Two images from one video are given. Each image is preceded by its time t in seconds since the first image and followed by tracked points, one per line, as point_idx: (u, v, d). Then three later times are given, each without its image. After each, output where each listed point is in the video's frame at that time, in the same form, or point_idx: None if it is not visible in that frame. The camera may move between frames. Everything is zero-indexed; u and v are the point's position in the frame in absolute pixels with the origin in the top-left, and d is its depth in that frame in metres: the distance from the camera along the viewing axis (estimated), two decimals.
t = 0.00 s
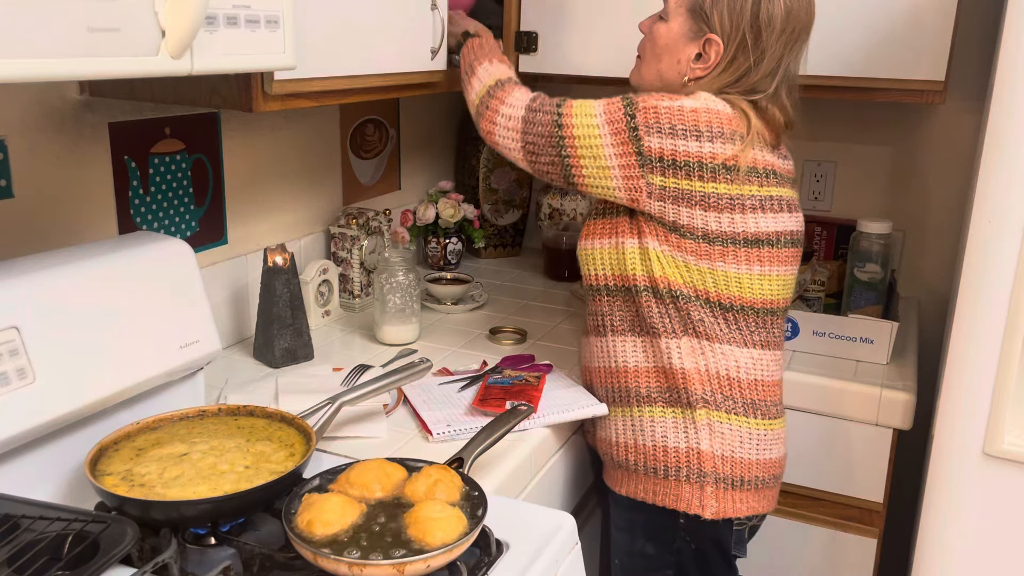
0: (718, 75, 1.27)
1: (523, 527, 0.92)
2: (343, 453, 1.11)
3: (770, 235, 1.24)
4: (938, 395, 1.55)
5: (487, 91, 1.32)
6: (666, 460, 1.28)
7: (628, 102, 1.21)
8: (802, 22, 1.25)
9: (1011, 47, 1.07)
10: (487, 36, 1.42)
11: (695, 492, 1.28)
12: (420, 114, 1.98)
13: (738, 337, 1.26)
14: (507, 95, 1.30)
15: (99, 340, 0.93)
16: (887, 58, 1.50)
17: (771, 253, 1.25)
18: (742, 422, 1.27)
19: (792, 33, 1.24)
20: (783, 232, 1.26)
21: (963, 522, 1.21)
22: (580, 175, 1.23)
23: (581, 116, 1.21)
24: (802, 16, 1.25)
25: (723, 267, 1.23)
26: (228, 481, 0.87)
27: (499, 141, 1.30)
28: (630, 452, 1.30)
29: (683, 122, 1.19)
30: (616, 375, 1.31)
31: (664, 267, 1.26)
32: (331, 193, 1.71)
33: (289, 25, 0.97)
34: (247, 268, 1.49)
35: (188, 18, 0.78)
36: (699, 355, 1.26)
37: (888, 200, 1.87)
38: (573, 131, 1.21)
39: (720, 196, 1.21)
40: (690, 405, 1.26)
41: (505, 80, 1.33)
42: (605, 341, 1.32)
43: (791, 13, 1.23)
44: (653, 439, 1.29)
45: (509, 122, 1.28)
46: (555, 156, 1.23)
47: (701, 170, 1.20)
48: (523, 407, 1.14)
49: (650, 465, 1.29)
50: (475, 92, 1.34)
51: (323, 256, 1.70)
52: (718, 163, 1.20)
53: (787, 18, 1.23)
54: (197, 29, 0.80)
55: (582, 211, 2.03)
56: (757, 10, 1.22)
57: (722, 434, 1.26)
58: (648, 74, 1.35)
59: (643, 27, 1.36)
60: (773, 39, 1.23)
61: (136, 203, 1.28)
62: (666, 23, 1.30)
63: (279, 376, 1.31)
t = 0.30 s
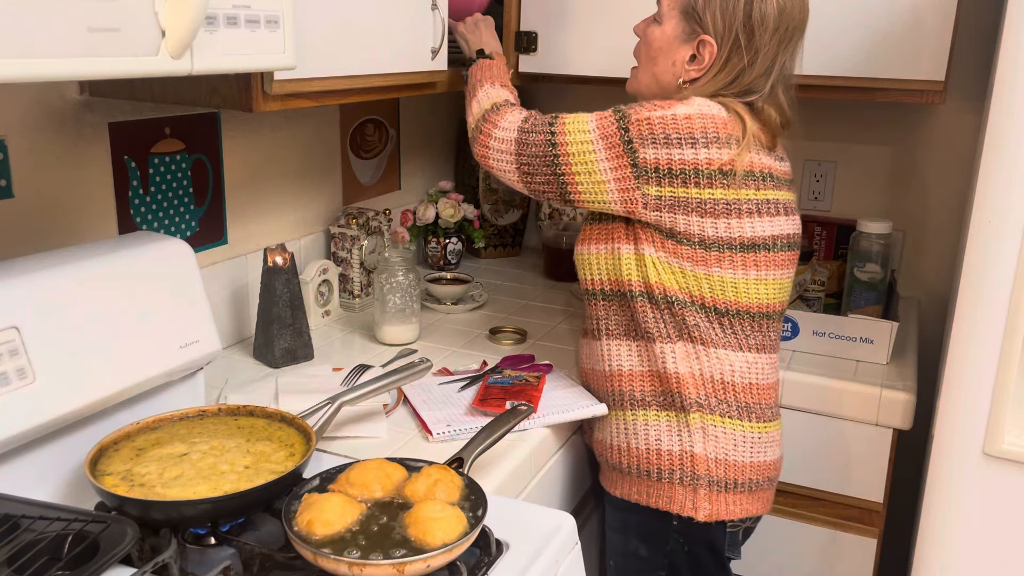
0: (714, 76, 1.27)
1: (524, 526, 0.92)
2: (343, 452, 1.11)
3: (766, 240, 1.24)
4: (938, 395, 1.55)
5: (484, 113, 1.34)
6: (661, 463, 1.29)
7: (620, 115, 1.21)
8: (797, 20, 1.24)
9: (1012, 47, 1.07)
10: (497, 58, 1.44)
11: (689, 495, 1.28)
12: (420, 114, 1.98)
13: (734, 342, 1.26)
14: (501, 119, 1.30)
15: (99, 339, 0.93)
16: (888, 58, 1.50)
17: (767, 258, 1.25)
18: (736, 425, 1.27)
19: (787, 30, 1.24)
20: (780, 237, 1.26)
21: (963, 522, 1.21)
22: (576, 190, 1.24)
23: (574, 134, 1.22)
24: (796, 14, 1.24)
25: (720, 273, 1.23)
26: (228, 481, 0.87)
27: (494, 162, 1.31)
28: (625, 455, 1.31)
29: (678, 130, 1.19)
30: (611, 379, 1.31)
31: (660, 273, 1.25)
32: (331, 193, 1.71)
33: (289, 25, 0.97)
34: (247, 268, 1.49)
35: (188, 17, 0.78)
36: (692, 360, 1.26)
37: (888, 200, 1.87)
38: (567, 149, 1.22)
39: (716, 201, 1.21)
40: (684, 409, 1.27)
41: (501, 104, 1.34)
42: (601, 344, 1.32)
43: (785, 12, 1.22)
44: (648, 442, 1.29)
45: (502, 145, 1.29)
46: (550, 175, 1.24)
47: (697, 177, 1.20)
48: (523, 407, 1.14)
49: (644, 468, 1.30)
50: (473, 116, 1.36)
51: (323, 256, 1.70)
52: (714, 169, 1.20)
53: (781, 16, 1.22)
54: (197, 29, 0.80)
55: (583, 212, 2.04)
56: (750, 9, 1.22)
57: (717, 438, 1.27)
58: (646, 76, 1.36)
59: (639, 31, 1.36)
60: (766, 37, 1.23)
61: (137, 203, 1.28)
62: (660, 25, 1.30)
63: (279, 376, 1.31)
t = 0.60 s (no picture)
0: (713, 77, 1.27)
1: (524, 527, 0.92)
2: (342, 452, 1.11)
3: (763, 238, 1.24)
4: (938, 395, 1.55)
5: (483, 100, 1.33)
6: (658, 463, 1.29)
7: (620, 106, 1.21)
8: (795, 19, 1.24)
9: (1012, 47, 1.07)
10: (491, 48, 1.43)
11: (685, 496, 1.28)
12: (420, 114, 1.98)
13: (731, 341, 1.26)
14: (500, 105, 1.30)
15: (99, 339, 0.93)
16: (888, 57, 1.50)
17: (764, 256, 1.24)
18: (732, 426, 1.27)
19: (786, 29, 1.24)
20: (777, 235, 1.25)
21: (963, 521, 1.21)
22: (574, 178, 1.23)
23: (574, 122, 1.22)
24: (794, 14, 1.24)
25: (716, 269, 1.23)
26: (228, 481, 0.87)
27: (493, 148, 1.30)
28: (622, 455, 1.31)
29: (675, 124, 1.19)
30: (609, 377, 1.32)
31: (658, 268, 1.26)
32: (331, 193, 1.71)
33: (289, 25, 0.97)
34: (247, 268, 1.48)
35: (188, 17, 0.78)
36: (690, 358, 1.26)
37: (888, 200, 1.87)
38: (566, 136, 1.22)
39: (712, 197, 1.21)
40: (681, 408, 1.27)
41: (500, 91, 1.34)
42: (599, 342, 1.33)
43: (782, 12, 1.23)
44: (645, 442, 1.29)
45: (503, 131, 1.28)
46: (548, 161, 1.24)
47: (694, 172, 1.20)
48: (523, 407, 1.14)
49: (640, 469, 1.30)
50: (472, 102, 1.35)
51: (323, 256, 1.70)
52: (710, 165, 1.20)
53: (779, 16, 1.22)
54: (197, 29, 0.80)
55: (582, 212, 2.03)
56: (749, 9, 1.22)
57: (713, 438, 1.27)
58: (646, 80, 1.36)
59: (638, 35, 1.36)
60: (765, 37, 1.23)
61: (137, 203, 1.28)
62: (659, 28, 1.30)
63: (279, 376, 1.31)
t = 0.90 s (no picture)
0: (713, 75, 1.27)
1: (524, 527, 0.92)
2: (342, 453, 1.11)
3: (756, 234, 1.23)
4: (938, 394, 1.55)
5: (490, 67, 1.31)
6: (651, 459, 1.28)
7: (625, 91, 1.21)
8: (791, 17, 1.25)
9: (1012, 48, 1.07)
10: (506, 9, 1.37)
11: (677, 492, 1.28)
12: (420, 114, 1.98)
13: (722, 337, 1.26)
14: (508, 74, 1.29)
15: (99, 339, 0.93)
16: (888, 57, 1.50)
17: (757, 252, 1.24)
18: (723, 423, 1.27)
19: (783, 26, 1.24)
20: (771, 233, 1.25)
21: (962, 521, 1.21)
22: (573, 156, 1.23)
23: (580, 100, 1.22)
24: (790, 12, 1.25)
25: (707, 263, 1.24)
26: (228, 481, 0.87)
27: (496, 119, 1.30)
28: (615, 450, 1.31)
29: (673, 113, 1.19)
30: (603, 370, 1.32)
31: (652, 260, 1.27)
32: (331, 193, 1.71)
33: (289, 25, 0.97)
34: (247, 267, 1.48)
35: (188, 17, 0.78)
36: (683, 352, 1.26)
37: (888, 200, 1.87)
38: (570, 113, 1.22)
39: (705, 189, 1.21)
40: (673, 403, 1.27)
41: (511, 59, 1.31)
42: (595, 336, 1.33)
43: (778, 10, 1.23)
44: (638, 437, 1.29)
45: (508, 100, 1.27)
46: (550, 136, 1.24)
47: (688, 164, 1.20)
48: (523, 407, 1.14)
49: (633, 464, 1.30)
50: (479, 67, 1.33)
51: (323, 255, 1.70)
52: (705, 157, 1.20)
53: (775, 14, 1.23)
54: (197, 29, 0.80)
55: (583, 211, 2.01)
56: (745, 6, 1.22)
57: (704, 434, 1.26)
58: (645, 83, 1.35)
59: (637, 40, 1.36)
60: (762, 34, 1.23)
61: (137, 203, 1.28)
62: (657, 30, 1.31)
63: (279, 376, 1.31)
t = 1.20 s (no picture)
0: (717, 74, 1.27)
1: (524, 527, 0.92)
2: (342, 453, 1.11)
3: (756, 231, 1.23)
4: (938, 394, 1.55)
5: (507, 32, 1.30)
6: (650, 453, 1.28)
7: (640, 77, 1.21)
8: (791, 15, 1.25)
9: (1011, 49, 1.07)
10: None
11: (675, 487, 1.28)
12: (420, 114, 1.98)
13: (720, 333, 1.26)
14: (528, 42, 1.28)
15: (99, 338, 0.93)
16: (887, 57, 1.50)
17: (756, 249, 1.24)
18: (722, 418, 1.26)
19: (785, 24, 1.25)
20: (771, 231, 1.24)
21: (962, 520, 1.21)
22: (582, 134, 1.24)
23: (597, 79, 1.22)
24: (790, 9, 1.25)
25: (706, 257, 1.24)
26: (228, 481, 0.87)
27: (513, 85, 1.30)
28: (615, 444, 1.31)
29: (681, 104, 1.19)
30: (604, 364, 1.33)
31: (653, 252, 1.27)
32: (331, 193, 1.71)
33: (289, 25, 0.97)
34: (247, 267, 1.48)
35: (188, 17, 0.78)
36: (682, 345, 1.26)
37: (888, 199, 1.87)
38: (586, 90, 1.22)
39: (706, 183, 1.21)
40: (672, 397, 1.27)
41: (530, 26, 1.31)
42: (597, 330, 1.34)
43: (779, 7, 1.24)
44: (637, 431, 1.29)
45: (526, 68, 1.28)
46: (563, 109, 1.24)
47: (693, 156, 1.20)
48: (523, 407, 1.14)
49: (632, 459, 1.30)
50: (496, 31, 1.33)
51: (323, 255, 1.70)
52: (709, 152, 1.20)
53: (776, 12, 1.23)
54: (197, 29, 0.80)
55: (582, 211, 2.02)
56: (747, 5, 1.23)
57: (702, 429, 1.26)
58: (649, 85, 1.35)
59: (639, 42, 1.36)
60: (764, 32, 1.24)
61: (136, 203, 1.28)
62: (659, 32, 1.31)
63: (279, 377, 1.31)
